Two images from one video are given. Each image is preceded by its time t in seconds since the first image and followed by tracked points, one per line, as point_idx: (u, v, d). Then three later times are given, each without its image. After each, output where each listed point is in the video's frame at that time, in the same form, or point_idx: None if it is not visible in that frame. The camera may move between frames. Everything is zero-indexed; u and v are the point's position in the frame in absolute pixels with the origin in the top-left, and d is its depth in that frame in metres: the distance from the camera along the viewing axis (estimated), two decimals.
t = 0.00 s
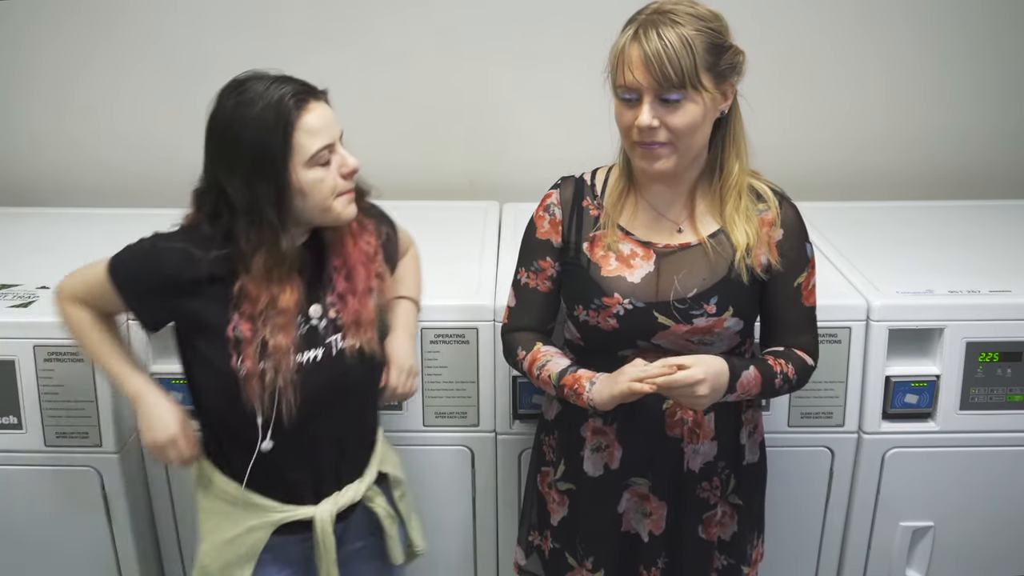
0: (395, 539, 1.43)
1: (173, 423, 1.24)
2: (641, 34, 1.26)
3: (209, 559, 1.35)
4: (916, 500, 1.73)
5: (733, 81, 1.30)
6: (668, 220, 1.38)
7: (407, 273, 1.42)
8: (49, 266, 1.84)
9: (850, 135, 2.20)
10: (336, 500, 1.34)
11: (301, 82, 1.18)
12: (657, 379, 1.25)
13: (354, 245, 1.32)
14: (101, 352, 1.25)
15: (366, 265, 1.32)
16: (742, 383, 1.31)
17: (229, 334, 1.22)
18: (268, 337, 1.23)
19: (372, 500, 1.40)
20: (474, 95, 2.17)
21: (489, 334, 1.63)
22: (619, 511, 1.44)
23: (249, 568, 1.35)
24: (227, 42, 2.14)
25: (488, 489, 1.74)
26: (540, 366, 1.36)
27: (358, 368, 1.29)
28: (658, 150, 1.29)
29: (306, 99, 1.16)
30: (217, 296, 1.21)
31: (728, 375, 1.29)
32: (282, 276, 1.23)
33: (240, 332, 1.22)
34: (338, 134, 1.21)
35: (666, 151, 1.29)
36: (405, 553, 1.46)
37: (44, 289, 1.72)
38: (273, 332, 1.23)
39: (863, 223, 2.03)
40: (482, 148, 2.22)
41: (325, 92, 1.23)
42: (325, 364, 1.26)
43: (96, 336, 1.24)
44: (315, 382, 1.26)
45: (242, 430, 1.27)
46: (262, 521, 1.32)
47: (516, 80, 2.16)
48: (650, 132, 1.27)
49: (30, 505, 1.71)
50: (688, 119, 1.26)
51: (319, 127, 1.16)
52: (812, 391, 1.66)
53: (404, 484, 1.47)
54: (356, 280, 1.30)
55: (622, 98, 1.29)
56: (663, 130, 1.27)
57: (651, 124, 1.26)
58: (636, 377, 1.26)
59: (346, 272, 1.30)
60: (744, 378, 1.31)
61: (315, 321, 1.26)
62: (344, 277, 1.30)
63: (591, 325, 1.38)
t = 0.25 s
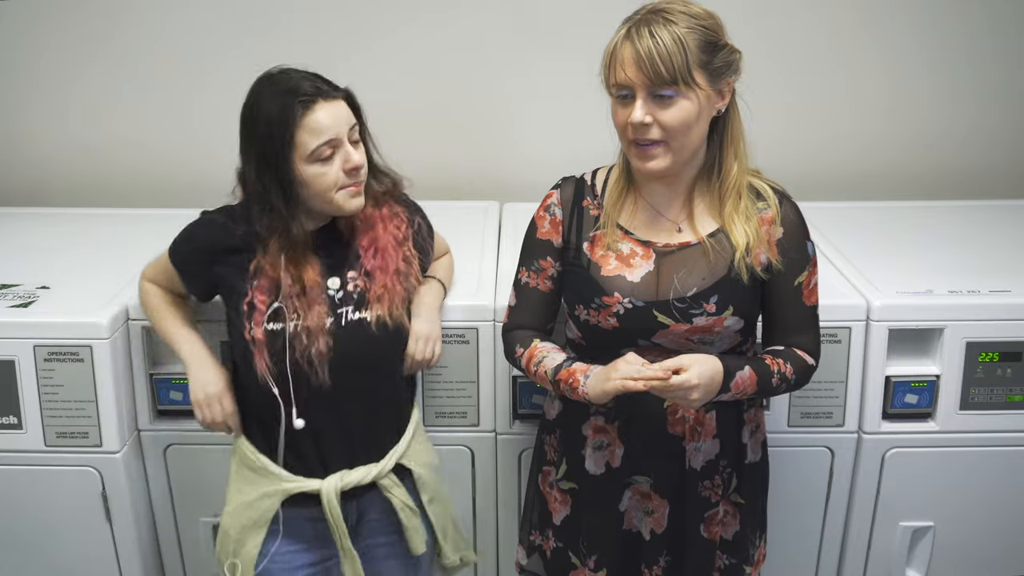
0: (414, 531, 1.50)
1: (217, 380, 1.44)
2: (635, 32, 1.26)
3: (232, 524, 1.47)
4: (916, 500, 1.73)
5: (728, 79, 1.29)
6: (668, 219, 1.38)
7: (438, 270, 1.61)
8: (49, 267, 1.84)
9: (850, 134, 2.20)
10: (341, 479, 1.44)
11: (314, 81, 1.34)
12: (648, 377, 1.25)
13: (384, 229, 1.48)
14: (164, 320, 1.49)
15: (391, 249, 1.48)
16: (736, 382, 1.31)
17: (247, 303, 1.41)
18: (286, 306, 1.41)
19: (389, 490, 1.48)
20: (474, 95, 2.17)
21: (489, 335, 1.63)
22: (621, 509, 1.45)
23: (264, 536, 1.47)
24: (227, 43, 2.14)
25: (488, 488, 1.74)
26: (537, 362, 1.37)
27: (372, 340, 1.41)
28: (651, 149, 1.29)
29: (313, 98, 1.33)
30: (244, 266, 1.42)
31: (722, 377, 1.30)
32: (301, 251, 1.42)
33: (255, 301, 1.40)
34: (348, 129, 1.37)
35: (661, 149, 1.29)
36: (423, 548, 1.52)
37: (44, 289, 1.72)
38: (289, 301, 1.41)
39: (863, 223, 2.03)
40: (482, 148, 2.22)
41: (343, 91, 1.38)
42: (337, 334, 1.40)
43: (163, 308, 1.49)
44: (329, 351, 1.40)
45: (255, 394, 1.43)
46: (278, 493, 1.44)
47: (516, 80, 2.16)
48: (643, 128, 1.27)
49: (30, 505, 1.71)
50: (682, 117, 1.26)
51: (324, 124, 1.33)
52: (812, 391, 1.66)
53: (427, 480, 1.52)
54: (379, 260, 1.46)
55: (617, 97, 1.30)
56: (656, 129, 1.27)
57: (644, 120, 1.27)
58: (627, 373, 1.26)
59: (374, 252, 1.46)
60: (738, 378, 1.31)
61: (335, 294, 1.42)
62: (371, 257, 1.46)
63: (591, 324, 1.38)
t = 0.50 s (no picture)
0: (395, 536, 1.50)
1: (212, 330, 1.51)
2: (637, 33, 1.26)
3: (224, 505, 1.52)
4: (916, 500, 1.73)
5: (730, 77, 1.29)
6: (668, 217, 1.38)
7: (446, 266, 1.63)
8: (49, 267, 1.84)
9: (851, 134, 2.20)
10: (321, 471, 1.47)
11: (320, 75, 1.43)
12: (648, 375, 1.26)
13: (386, 228, 1.53)
14: (174, 283, 1.58)
15: (392, 248, 1.52)
16: (747, 392, 1.31)
17: (242, 288, 1.49)
18: (280, 293, 1.48)
19: (371, 489, 1.49)
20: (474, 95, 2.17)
21: (489, 334, 1.63)
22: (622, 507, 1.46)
23: (249, 522, 1.50)
24: (227, 43, 2.14)
25: (489, 488, 1.74)
26: (541, 356, 1.37)
27: (360, 334, 1.45)
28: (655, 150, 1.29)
29: (317, 89, 1.41)
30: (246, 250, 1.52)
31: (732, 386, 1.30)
32: (298, 242, 1.50)
33: (250, 288, 1.49)
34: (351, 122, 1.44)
35: (664, 149, 1.29)
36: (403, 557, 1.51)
37: (44, 289, 1.72)
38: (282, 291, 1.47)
39: (863, 223, 2.03)
40: (482, 148, 2.22)
41: (350, 87, 1.47)
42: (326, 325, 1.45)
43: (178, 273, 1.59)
44: (320, 338, 1.44)
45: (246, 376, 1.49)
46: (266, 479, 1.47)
47: (516, 80, 2.16)
48: (646, 128, 1.27)
49: (30, 505, 1.71)
50: (685, 116, 1.26)
51: (326, 112, 1.40)
52: (812, 391, 1.66)
53: (415, 485, 1.52)
54: (377, 258, 1.50)
55: (619, 97, 1.30)
56: (659, 128, 1.27)
57: (647, 120, 1.27)
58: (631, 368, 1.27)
59: (373, 250, 1.51)
60: (749, 389, 1.31)
61: (331, 287, 1.48)
62: (371, 255, 1.51)
63: (593, 322, 1.38)
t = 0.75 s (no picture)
0: (367, 549, 1.52)
1: (194, 351, 1.54)
2: (640, 36, 1.26)
3: (210, 503, 1.55)
4: (916, 500, 1.73)
5: (733, 76, 1.29)
6: (676, 213, 1.38)
7: (443, 267, 1.63)
8: (48, 267, 1.84)
9: (850, 134, 2.20)
10: (299, 480, 1.47)
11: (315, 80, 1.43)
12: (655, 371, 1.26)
13: (371, 244, 1.53)
14: (159, 292, 1.58)
15: (376, 265, 1.52)
16: (759, 394, 1.31)
17: (228, 295, 1.50)
18: (266, 302, 1.49)
19: (348, 501, 1.50)
20: (474, 95, 2.17)
21: (489, 334, 1.63)
22: (629, 504, 1.45)
23: (231, 522, 1.53)
24: (227, 43, 2.14)
25: (489, 488, 1.74)
26: (540, 351, 1.37)
27: (342, 349, 1.47)
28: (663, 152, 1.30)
29: (313, 95, 1.42)
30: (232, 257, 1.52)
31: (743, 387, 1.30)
32: (286, 250, 1.50)
33: (237, 294, 1.49)
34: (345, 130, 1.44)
35: (671, 150, 1.29)
36: (375, 570, 1.53)
37: (44, 289, 1.72)
38: (269, 298, 1.49)
39: (863, 223, 2.03)
40: (482, 148, 2.22)
41: (344, 94, 1.48)
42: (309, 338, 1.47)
43: (163, 278, 1.60)
44: (302, 351, 1.46)
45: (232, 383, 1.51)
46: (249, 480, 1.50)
47: (515, 80, 2.16)
48: (653, 130, 1.27)
49: (30, 505, 1.71)
50: (692, 117, 1.27)
51: (321, 118, 1.41)
52: (812, 392, 1.66)
53: (396, 498, 1.54)
54: (362, 275, 1.51)
55: (624, 99, 1.30)
56: (666, 129, 1.27)
57: (654, 121, 1.26)
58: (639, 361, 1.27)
59: (358, 266, 1.51)
60: (760, 390, 1.31)
61: (314, 300, 1.49)
62: (355, 272, 1.51)
63: (602, 316, 1.38)
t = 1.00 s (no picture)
0: (369, 549, 1.53)
1: (190, 358, 1.55)
2: (647, 35, 1.26)
3: (210, 504, 1.55)
4: (916, 500, 1.73)
5: (738, 76, 1.30)
6: (681, 209, 1.38)
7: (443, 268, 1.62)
8: (48, 267, 1.84)
9: (851, 134, 2.20)
10: (303, 479, 1.48)
11: (314, 88, 1.43)
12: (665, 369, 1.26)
13: (368, 248, 1.53)
14: (156, 294, 1.58)
15: (375, 269, 1.52)
16: (766, 394, 1.32)
17: (227, 303, 1.49)
18: (267, 309, 1.48)
19: (352, 502, 1.51)
20: (474, 95, 2.17)
21: (489, 334, 1.63)
22: (632, 502, 1.45)
23: (234, 523, 1.53)
24: (227, 43, 2.14)
25: (489, 488, 1.74)
26: (542, 346, 1.37)
27: (342, 354, 1.47)
28: (672, 150, 1.29)
29: (312, 103, 1.41)
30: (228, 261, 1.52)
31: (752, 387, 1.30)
32: (286, 257, 1.50)
33: (237, 302, 1.49)
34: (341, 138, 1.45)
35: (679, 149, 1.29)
36: (375, 570, 1.53)
37: (44, 289, 1.72)
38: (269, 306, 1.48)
39: (863, 223, 2.03)
40: (482, 148, 2.22)
41: (340, 101, 1.47)
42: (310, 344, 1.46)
43: (160, 280, 1.59)
44: (303, 357, 1.46)
45: (233, 389, 1.51)
46: (253, 481, 1.50)
47: (515, 80, 2.16)
48: (660, 128, 1.27)
49: (30, 505, 1.71)
50: (698, 114, 1.26)
51: (319, 127, 1.41)
52: (811, 392, 1.66)
53: (399, 499, 1.54)
54: (361, 279, 1.50)
55: (631, 97, 1.29)
56: (672, 126, 1.27)
57: (661, 120, 1.26)
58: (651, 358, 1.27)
59: (357, 272, 1.51)
60: (767, 390, 1.31)
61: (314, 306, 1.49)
62: (354, 277, 1.51)
63: (608, 313, 1.38)
